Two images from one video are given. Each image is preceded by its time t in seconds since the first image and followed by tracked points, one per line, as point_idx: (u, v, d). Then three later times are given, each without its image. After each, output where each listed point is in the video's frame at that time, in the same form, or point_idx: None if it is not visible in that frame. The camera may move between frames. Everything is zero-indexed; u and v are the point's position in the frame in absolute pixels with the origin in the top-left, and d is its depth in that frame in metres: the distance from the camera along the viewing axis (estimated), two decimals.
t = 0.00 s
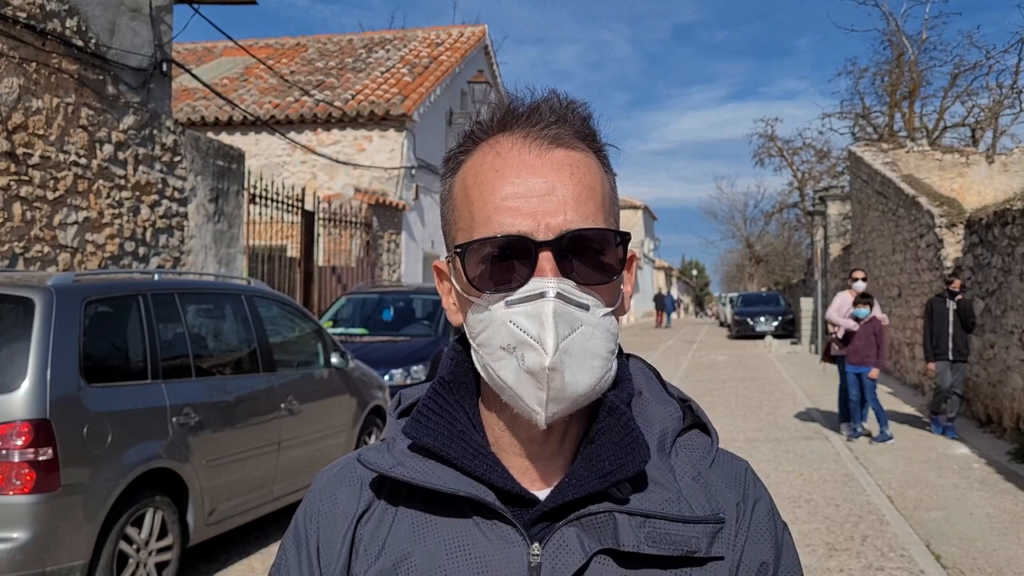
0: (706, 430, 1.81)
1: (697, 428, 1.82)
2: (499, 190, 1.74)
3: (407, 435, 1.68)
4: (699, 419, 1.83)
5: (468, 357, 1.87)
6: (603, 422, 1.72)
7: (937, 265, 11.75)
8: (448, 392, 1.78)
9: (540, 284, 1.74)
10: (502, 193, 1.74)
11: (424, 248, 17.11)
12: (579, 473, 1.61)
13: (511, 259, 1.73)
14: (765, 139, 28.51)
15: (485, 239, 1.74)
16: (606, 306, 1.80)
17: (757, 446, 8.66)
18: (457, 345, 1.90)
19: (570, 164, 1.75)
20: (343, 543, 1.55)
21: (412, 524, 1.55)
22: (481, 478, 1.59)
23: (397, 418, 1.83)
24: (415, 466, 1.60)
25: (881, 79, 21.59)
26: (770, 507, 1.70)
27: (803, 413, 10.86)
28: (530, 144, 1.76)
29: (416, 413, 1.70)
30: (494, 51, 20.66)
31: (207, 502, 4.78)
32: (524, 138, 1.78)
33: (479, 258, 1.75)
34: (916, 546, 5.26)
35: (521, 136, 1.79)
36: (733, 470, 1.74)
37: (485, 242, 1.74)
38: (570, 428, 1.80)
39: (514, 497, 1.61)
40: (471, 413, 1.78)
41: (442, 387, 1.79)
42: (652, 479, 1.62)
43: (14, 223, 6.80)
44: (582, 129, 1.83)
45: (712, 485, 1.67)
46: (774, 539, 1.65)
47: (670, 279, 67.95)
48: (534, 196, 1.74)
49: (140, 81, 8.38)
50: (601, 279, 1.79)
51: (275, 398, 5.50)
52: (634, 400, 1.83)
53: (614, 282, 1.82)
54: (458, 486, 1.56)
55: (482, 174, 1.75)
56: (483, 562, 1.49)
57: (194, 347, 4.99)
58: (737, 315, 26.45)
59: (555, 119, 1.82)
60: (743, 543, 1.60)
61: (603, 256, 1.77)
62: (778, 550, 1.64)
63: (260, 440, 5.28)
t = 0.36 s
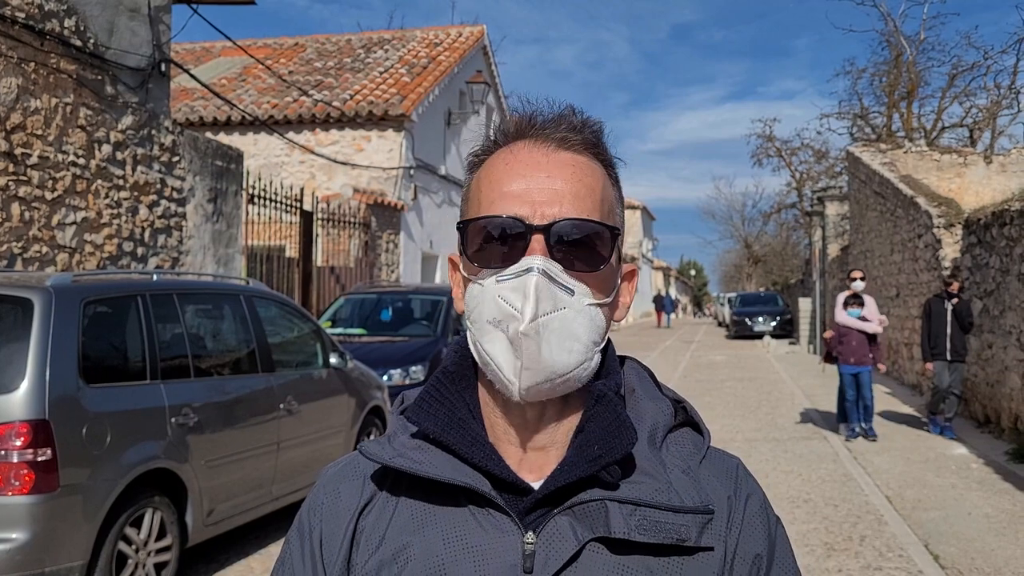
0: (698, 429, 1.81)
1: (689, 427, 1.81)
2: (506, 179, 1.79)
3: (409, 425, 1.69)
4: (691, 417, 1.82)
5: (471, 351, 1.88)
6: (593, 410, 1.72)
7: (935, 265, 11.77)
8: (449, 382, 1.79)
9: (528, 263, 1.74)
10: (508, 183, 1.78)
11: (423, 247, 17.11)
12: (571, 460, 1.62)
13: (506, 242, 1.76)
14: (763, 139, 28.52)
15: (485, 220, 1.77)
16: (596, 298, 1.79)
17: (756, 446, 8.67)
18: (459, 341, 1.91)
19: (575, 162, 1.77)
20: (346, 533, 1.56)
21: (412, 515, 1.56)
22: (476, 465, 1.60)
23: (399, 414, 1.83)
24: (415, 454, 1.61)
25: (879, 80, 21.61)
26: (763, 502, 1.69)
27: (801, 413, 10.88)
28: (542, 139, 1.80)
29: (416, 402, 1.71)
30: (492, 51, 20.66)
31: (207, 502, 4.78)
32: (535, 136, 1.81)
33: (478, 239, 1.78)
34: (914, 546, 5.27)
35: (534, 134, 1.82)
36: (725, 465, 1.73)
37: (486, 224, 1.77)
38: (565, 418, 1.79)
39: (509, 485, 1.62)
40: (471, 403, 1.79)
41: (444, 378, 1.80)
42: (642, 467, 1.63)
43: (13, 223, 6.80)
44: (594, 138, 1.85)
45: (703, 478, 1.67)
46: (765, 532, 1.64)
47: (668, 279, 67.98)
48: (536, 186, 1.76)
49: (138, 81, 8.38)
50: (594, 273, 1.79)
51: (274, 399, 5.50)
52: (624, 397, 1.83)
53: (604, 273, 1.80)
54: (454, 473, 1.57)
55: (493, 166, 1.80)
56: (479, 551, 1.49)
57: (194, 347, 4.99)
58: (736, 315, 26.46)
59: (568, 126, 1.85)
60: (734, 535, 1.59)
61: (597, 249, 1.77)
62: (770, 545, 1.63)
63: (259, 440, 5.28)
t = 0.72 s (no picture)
0: (693, 431, 1.81)
1: (684, 428, 1.81)
2: (502, 181, 1.79)
3: (410, 423, 1.70)
4: (686, 419, 1.83)
5: (472, 352, 1.88)
6: (593, 410, 1.73)
7: (935, 265, 11.77)
8: (450, 382, 1.80)
9: (529, 260, 1.75)
10: (504, 185, 1.79)
11: (422, 247, 17.11)
12: (570, 458, 1.62)
13: (506, 242, 1.77)
14: (762, 139, 28.54)
15: (483, 222, 1.77)
16: (593, 294, 1.81)
17: (756, 446, 8.68)
18: (461, 341, 1.92)
19: (569, 161, 1.79)
20: (347, 531, 1.57)
21: (414, 512, 1.57)
22: (477, 462, 1.61)
23: (400, 414, 1.83)
24: (417, 452, 1.62)
25: (878, 80, 21.61)
26: (756, 502, 1.71)
27: (801, 413, 10.89)
28: (534, 141, 1.81)
29: (418, 400, 1.72)
30: (492, 51, 20.67)
31: (207, 502, 4.78)
32: (527, 138, 1.83)
33: (477, 240, 1.78)
34: (914, 546, 5.28)
35: (526, 136, 1.83)
36: (720, 465, 1.75)
37: (484, 225, 1.77)
38: (565, 416, 1.80)
39: (509, 482, 1.63)
40: (472, 403, 1.79)
41: (445, 378, 1.80)
42: (640, 466, 1.64)
43: (14, 223, 6.80)
44: (584, 137, 1.87)
45: (698, 478, 1.68)
46: (759, 532, 1.65)
47: (667, 279, 67.99)
48: (532, 187, 1.77)
49: (139, 81, 8.38)
50: (592, 269, 1.80)
51: (275, 398, 5.51)
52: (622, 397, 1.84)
53: (601, 268, 1.82)
54: (455, 471, 1.58)
55: (488, 169, 1.81)
56: (479, 548, 1.50)
57: (195, 347, 4.99)
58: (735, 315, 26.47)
59: (559, 129, 1.86)
60: (729, 534, 1.60)
61: (594, 245, 1.78)
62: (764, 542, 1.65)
63: (260, 440, 5.29)
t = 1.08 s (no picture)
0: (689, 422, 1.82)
1: (680, 420, 1.83)
2: (491, 184, 1.77)
3: (407, 423, 1.70)
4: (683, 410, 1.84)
5: (467, 351, 1.88)
6: (592, 406, 1.73)
7: (934, 264, 11.78)
8: (446, 381, 1.80)
9: (527, 270, 1.76)
10: (494, 189, 1.77)
11: (422, 247, 17.11)
12: (568, 454, 1.63)
13: (501, 251, 1.77)
14: (761, 139, 28.55)
15: (477, 231, 1.76)
16: (592, 296, 1.82)
17: (756, 445, 8.69)
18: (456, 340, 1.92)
19: (557, 161, 1.77)
20: (346, 529, 1.57)
21: (412, 511, 1.57)
22: (475, 461, 1.61)
23: (397, 413, 1.83)
24: (414, 452, 1.62)
25: (877, 80, 21.62)
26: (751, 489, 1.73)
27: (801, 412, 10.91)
28: (518, 142, 1.78)
29: (414, 401, 1.72)
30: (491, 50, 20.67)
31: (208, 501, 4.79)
32: (511, 136, 1.80)
33: (471, 249, 1.78)
34: (915, 545, 5.28)
35: (509, 134, 1.81)
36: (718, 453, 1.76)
37: (478, 234, 1.76)
38: (563, 414, 1.81)
39: (508, 481, 1.63)
40: (468, 401, 1.79)
41: (440, 377, 1.80)
42: (639, 462, 1.65)
43: (14, 223, 6.79)
44: (569, 130, 1.85)
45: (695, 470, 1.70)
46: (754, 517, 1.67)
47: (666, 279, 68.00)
48: (522, 192, 1.76)
49: (139, 81, 8.38)
50: (588, 269, 1.82)
51: (275, 398, 5.51)
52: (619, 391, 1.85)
53: (599, 269, 1.84)
54: (453, 470, 1.58)
55: (473, 171, 1.78)
56: (479, 546, 1.51)
57: (195, 347, 5.00)
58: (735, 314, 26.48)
59: (543, 122, 1.84)
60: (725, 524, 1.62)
61: (589, 245, 1.80)
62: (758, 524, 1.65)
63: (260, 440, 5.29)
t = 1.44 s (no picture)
0: (694, 417, 1.81)
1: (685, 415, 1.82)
2: (479, 200, 1.77)
3: (410, 425, 1.70)
4: (687, 405, 1.84)
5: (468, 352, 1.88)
6: (594, 407, 1.72)
7: (933, 264, 11.79)
8: (447, 384, 1.80)
9: (523, 286, 1.75)
10: (482, 204, 1.77)
11: (422, 247, 17.10)
12: (572, 455, 1.63)
13: (495, 266, 1.76)
14: (760, 139, 28.57)
15: (470, 248, 1.76)
16: (590, 303, 1.82)
17: (755, 445, 8.70)
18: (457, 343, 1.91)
19: (544, 170, 1.77)
20: (353, 529, 1.58)
21: (418, 511, 1.57)
22: (480, 463, 1.61)
23: (401, 413, 1.83)
24: (418, 454, 1.62)
25: (876, 80, 21.65)
26: (755, 478, 1.71)
27: (801, 412, 10.93)
28: (504, 154, 1.78)
29: (417, 404, 1.72)
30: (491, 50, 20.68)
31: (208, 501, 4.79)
32: (496, 149, 1.80)
33: (465, 267, 1.78)
34: (915, 545, 5.29)
35: (495, 146, 1.81)
36: (722, 447, 1.76)
37: (471, 251, 1.76)
38: (566, 416, 1.80)
39: (512, 481, 1.63)
40: (470, 403, 1.78)
41: (442, 380, 1.80)
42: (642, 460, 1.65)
43: (14, 222, 6.79)
44: (553, 135, 1.86)
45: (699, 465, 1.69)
46: (757, 506, 1.65)
47: (665, 279, 68.02)
48: (512, 204, 1.76)
49: (139, 80, 8.38)
50: (583, 278, 1.80)
51: (276, 398, 5.51)
52: (623, 388, 1.85)
53: (595, 277, 1.83)
54: (457, 471, 1.58)
55: (461, 187, 1.78)
56: (484, 545, 1.51)
57: (195, 346, 5.00)
58: (734, 314, 26.49)
59: (527, 129, 1.84)
60: (728, 517, 1.62)
61: (583, 254, 1.79)
62: (762, 517, 1.64)
63: (260, 440, 5.28)
